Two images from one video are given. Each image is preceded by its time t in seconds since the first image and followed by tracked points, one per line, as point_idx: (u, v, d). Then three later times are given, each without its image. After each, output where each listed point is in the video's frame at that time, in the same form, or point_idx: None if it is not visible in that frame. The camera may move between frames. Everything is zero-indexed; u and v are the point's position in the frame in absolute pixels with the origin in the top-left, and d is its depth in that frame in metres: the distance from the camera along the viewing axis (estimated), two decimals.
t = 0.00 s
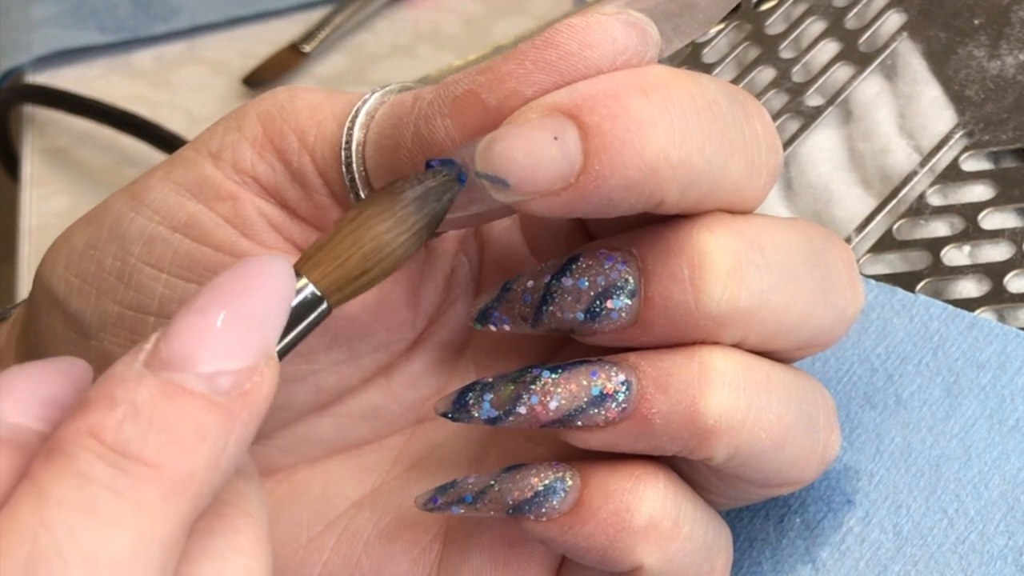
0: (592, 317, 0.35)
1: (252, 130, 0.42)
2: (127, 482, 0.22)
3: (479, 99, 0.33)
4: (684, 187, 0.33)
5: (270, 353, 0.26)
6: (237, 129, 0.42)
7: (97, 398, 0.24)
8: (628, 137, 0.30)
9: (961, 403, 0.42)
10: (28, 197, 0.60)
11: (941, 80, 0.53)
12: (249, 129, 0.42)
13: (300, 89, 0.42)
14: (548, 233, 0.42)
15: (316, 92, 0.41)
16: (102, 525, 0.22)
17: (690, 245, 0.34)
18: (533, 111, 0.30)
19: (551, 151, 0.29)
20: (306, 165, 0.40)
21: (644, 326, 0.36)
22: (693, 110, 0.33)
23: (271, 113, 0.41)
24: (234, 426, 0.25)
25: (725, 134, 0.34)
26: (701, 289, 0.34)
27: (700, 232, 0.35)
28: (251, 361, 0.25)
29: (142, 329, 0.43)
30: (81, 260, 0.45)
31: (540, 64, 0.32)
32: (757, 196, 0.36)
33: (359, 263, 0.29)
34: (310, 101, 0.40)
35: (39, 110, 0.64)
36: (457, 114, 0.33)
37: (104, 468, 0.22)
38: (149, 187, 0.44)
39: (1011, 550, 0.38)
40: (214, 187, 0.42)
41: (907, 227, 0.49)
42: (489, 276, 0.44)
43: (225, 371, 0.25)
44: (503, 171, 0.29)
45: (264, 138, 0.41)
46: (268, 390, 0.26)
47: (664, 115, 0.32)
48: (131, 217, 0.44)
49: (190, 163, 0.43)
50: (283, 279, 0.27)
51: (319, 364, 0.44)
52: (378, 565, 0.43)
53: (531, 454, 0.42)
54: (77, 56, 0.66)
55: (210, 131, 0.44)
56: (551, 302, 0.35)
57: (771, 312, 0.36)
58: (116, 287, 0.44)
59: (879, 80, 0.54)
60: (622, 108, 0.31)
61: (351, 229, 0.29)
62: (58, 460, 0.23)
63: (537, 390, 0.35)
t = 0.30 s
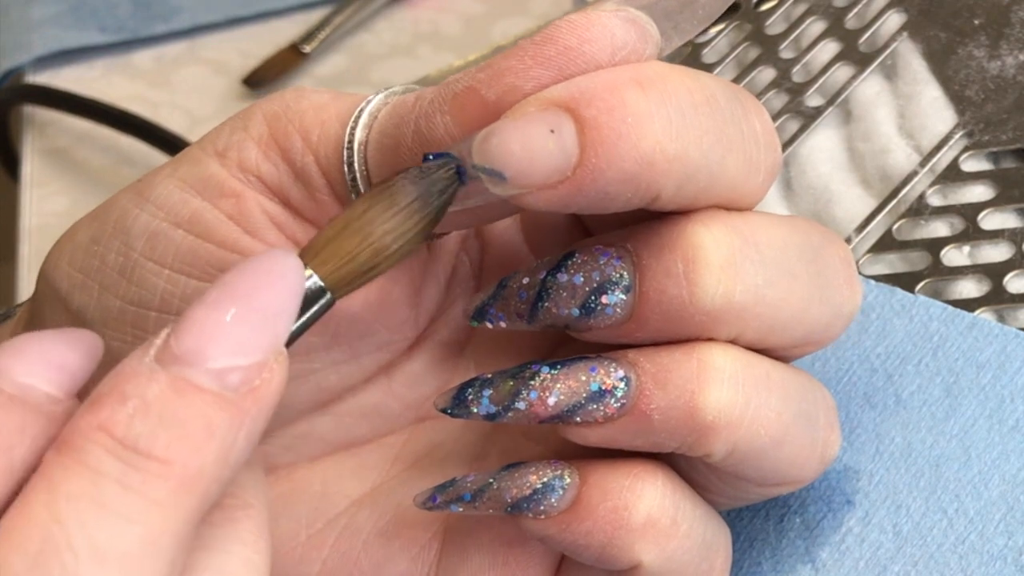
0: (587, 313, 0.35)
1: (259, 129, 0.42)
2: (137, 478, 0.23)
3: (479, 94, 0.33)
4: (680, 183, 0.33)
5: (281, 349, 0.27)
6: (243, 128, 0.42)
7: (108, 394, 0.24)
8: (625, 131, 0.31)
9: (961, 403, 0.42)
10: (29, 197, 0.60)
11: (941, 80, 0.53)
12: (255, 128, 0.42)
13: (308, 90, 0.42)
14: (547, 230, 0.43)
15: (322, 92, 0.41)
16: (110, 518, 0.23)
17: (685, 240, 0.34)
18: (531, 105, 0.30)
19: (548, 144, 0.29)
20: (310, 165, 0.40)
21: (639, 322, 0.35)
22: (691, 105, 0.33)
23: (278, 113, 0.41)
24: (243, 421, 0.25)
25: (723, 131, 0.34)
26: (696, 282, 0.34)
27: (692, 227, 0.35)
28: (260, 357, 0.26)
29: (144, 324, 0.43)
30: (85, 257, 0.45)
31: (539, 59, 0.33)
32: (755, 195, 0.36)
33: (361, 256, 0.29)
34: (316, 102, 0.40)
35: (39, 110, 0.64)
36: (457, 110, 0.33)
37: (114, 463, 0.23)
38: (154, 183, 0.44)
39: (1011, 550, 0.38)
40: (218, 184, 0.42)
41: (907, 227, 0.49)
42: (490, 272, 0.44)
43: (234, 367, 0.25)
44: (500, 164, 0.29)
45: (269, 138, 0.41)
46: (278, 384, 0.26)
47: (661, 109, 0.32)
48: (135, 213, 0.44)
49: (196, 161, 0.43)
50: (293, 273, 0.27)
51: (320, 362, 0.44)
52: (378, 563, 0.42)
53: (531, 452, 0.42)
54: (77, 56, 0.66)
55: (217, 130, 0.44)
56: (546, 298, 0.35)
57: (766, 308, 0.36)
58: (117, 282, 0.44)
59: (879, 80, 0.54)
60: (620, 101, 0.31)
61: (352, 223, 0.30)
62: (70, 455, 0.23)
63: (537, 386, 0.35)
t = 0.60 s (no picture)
0: (582, 311, 0.35)
1: (264, 128, 0.42)
2: (152, 483, 0.23)
3: (480, 91, 0.33)
4: (677, 180, 0.33)
5: (292, 353, 0.27)
6: (249, 127, 0.42)
7: (122, 397, 0.24)
8: (622, 127, 0.30)
9: (961, 403, 0.42)
10: (29, 197, 0.60)
11: (941, 80, 0.53)
12: (261, 127, 0.42)
13: (312, 90, 0.42)
14: (544, 224, 0.42)
15: (327, 93, 0.41)
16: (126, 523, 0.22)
17: (681, 238, 0.34)
18: (529, 102, 0.30)
19: (544, 139, 0.29)
20: (313, 163, 0.40)
21: (635, 320, 0.35)
22: (690, 103, 0.33)
23: (282, 112, 0.41)
24: (256, 425, 0.25)
25: (721, 130, 0.34)
26: (691, 279, 0.34)
27: (689, 224, 0.35)
28: (272, 361, 0.26)
29: (146, 319, 0.44)
30: (88, 252, 0.45)
31: (539, 56, 0.33)
32: (755, 195, 0.36)
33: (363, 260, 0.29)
34: (320, 101, 0.40)
35: (39, 110, 0.64)
36: (457, 108, 0.33)
37: (129, 468, 0.23)
38: (159, 179, 0.44)
39: (1011, 550, 0.38)
40: (222, 180, 0.42)
41: (907, 227, 0.49)
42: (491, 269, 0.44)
43: (247, 371, 0.25)
44: (498, 159, 0.29)
45: (274, 136, 0.41)
46: (288, 389, 0.26)
47: (659, 107, 0.32)
48: (139, 208, 0.44)
49: (201, 159, 0.43)
50: (303, 277, 0.27)
51: (322, 362, 0.44)
52: (377, 562, 0.42)
53: (530, 451, 0.41)
54: (77, 56, 0.66)
55: (222, 129, 0.44)
56: (543, 296, 0.35)
57: (763, 307, 0.36)
58: (120, 278, 0.44)
59: (879, 80, 0.54)
60: (618, 98, 0.31)
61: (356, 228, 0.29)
62: (85, 459, 0.23)
63: (536, 383, 0.35)
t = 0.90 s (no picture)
0: (582, 308, 0.35)
1: (275, 124, 0.42)
2: (203, 479, 0.23)
3: (485, 88, 0.33)
4: (677, 177, 0.33)
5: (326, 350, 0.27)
6: (259, 124, 0.42)
7: (166, 396, 0.24)
8: (622, 122, 0.30)
9: (961, 403, 0.42)
10: (29, 197, 0.60)
11: (941, 79, 0.53)
12: (271, 124, 0.42)
13: (321, 90, 0.42)
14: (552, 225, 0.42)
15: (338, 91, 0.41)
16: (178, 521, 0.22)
17: (678, 235, 0.34)
18: (529, 98, 0.30)
19: (543, 134, 0.29)
20: (322, 161, 0.40)
21: (633, 317, 0.35)
22: (691, 102, 0.33)
23: (293, 110, 0.41)
24: (295, 424, 0.25)
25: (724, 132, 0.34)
26: (689, 276, 0.34)
27: (687, 223, 0.35)
28: (311, 359, 0.26)
29: (152, 310, 0.44)
30: (97, 245, 0.45)
31: (545, 54, 0.33)
32: (756, 195, 0.36)
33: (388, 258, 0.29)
34: (331, 100, 0.40)
35: (39, 110, 0.64)
36: (463, 105, 0.33)
37: (179, 465, 0.23)
38: (169, 173, 0.44)
39: (1011, 550, 0.38)
40: (232, 175, 0.42)
41: (907, 227, 0.49)
42: (496, 267, 0.44)
43: (287, 369, 0.25)
44: (498, 154, 0.29)
45: (285, 134, 0.41)
46: (322, 389, 0.26)
47: (659, 104, 0.32)
48: (149, 202, 0.44)
49: (212, 154, 0.43)
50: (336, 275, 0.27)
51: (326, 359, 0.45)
52: (378, 561, 0.43)
53: (532, 450, 0.42)
54: (77, 56, 0.66)
55: (233, 126, 0.44)
56: (542, 293, 0.35)
57: (763, 305, 0.36)
58: (128, 269, 0.44)
59: (879, 80, 0.54)
60: (617, 94, 0.31)
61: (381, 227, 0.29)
62: (131, 456, 0.23)
63: (538, 381, 0.35)
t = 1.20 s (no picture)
0: (581, 309, 0.35)
1: (278, 124, 0.42)
2: (212, 488, 0.23)
3: (487, 89, 0.33)
4: (678, 177, 0.33)
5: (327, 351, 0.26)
6: (262, 123, 0.42)
7: (172, 402, 0.24)
8: (621, 124, 0.30)
9: (961, 403, 0.42)
10: (29, 197, 0.60)
11: (941, 80, 0.53)
12: (274, 124, 0.42)
13: (323, 89, 0.42)
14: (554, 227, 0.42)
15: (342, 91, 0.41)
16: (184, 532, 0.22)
17: (678, 237, 0.34)
18: (529, 99, 0.30)
19: (543, 135, 0.29)
20: (324, 160, 0.40)
21: (632, 318, 0.35)
22: (691, 103, 0.33)
23: (296, 109, 0.41)
24: (299, 427, 0.25)
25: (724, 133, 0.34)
26: (688, 277, 0.34)
27: (687, 224, 0.35)
28: (311, 362, 0.25)
29: (154, 309, 0.44)
30: (99, 243, 0.45)
31: (547, 55, 0.33)
32: (757, 196, 0.36)
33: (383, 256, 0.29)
34: (335, 99, 0.40)
35: (39, 110, 0.64)
36: (464, 105, 0.33)
37: (186, 474, 0.23)
38: (172, 172, 0.44)
39: (1011, 550, 0.38)
40: (236, 174, 0.42)
41: (907, 227, 0.49)
42: (497, 267, 0.44)
43: (289, 373, 0.25)
44: (497, 155, 0.29)
45: (288, 133, 0.41)
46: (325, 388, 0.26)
47: (659, 105, 0.31)
48: (151, 200, 0.44)
49: (216, 152, 0.43)
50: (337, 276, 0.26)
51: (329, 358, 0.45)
52: (378, 562, 0.43)
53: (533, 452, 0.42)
54: (77, 56, 0.66)
55: (236, 125, 0.44)
56: (542, 294, 0.35)
57: (762, 307, 0.36)
58: (130, 268, 0.44)
59: (879, 80, 0.54)
60: (617, 95, 0.31)
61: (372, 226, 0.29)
62: (139, 465, 0.23)
63: (539, 382, 0.35)
